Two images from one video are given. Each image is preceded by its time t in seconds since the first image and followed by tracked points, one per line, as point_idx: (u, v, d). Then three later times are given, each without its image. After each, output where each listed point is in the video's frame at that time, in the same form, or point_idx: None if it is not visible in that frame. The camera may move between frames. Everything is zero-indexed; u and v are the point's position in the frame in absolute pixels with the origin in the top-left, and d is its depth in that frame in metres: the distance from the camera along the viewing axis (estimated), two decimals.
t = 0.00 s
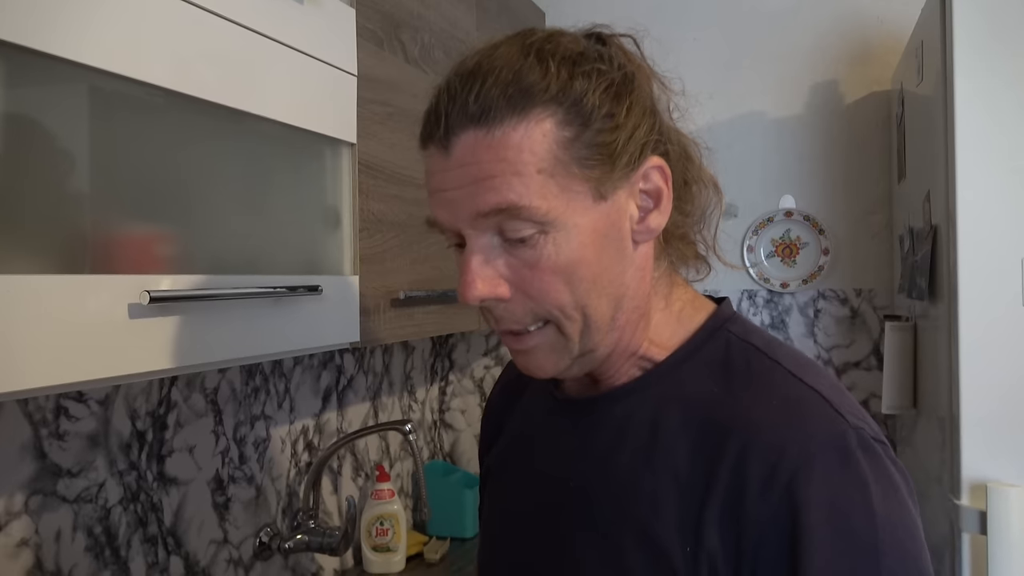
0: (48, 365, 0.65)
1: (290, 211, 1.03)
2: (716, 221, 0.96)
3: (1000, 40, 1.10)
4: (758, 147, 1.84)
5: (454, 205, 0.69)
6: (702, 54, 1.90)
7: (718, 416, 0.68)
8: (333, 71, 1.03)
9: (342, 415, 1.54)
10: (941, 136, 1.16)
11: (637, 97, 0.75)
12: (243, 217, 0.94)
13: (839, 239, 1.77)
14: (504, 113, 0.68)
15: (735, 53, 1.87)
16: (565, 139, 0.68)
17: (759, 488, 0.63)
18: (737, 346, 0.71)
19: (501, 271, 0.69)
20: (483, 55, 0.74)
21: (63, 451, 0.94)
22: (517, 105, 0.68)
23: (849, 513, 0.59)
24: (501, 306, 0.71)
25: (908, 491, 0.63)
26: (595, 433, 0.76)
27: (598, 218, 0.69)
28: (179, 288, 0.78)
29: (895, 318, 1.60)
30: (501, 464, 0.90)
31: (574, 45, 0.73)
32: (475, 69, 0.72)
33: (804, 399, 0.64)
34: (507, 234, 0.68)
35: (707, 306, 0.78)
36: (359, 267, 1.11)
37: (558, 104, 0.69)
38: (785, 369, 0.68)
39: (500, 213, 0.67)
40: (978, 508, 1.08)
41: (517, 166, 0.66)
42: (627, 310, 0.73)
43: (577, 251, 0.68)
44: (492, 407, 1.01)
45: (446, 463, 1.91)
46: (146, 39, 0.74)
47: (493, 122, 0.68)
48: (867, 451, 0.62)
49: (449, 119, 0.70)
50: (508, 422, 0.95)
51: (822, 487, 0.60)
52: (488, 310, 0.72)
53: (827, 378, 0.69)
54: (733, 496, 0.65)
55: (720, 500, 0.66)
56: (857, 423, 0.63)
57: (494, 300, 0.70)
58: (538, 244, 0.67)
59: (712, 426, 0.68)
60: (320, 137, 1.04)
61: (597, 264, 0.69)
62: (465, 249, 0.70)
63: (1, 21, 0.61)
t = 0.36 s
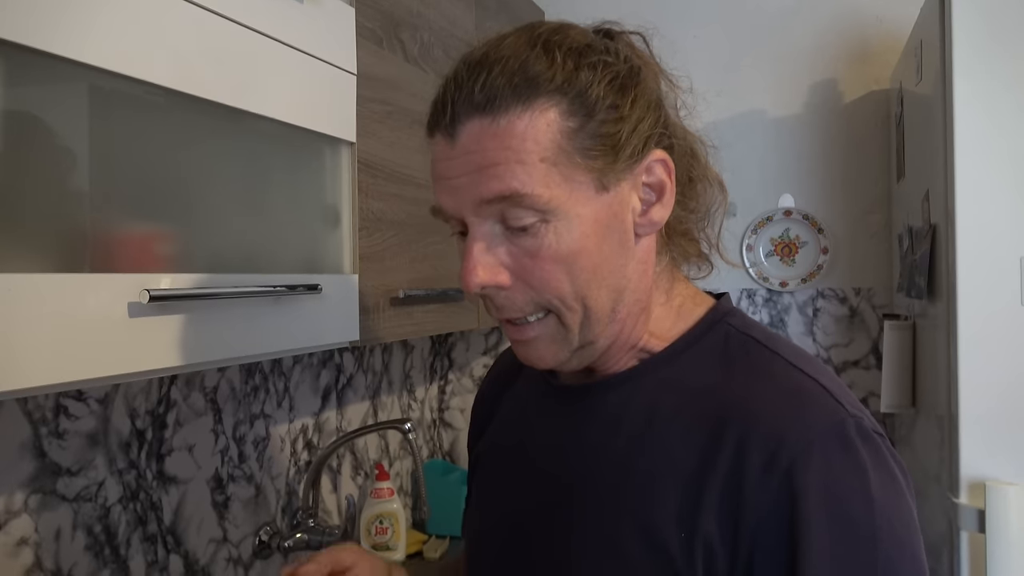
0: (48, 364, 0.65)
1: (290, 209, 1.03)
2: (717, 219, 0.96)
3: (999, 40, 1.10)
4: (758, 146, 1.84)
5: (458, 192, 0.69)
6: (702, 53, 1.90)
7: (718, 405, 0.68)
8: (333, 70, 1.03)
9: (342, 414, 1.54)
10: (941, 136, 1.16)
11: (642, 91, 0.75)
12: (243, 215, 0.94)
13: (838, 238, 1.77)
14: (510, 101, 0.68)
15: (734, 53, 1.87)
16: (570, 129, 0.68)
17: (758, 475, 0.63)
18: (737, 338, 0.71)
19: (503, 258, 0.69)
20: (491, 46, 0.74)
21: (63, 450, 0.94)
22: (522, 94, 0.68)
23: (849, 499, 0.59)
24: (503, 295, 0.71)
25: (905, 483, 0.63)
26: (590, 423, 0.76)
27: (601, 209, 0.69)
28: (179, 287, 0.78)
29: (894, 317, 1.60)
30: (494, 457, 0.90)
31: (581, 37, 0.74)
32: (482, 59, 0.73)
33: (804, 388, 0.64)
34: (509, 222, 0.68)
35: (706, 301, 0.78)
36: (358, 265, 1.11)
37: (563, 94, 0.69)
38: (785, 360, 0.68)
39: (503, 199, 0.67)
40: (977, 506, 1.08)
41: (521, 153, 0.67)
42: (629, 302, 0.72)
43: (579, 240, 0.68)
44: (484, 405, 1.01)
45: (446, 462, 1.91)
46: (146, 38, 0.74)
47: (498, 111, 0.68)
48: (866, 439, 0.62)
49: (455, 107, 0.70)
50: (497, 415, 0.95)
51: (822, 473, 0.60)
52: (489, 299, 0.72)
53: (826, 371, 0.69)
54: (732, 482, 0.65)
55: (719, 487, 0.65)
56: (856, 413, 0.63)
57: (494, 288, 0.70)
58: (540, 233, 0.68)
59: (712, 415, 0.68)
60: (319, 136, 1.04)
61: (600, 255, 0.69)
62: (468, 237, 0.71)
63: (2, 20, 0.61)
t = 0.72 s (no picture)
0: (48, 366, 0.65)
1: (289, 209, 1.03)
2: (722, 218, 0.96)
3: (1000, 40, 1.10)
4: (756, 146, 1.84)
5: (441, 190, 0.70)
6: (702, 53, 1.90)
7: (706, 401, 0.68)
8: (333, 70, 1.03)
9: (342, 414, 1.54)
10: (941, 136, 1.16)
11: (629, 90, 0.75)
12: (242, 215, 0.94)
13: (837, 238, 1.77)
14: (490, 103, 0.68)
15: (735, 52, 1.87)
16: (552, 129, 0.68)
17: (744, 469, 0.63)
18: (729, 335, 0.71)
19: (485, 256, 0.70)
20: (480, 47, 0.74)
21: (63, 451, 0.94)
22: (501, 97, 0.69)
23: (834, 494, 0.59)
24: (486, 291, 0.72)
25: (895, 481, 0.63)
26: (580, 418, 0.77)
27: (581, 208, 0.68)
28: (179, 288, 0.78)
29: (894, 317, 1.60)
30: (488, 454, 0.90)
31: (566, 39, 0.73)
32: (469, 61, 0.73)
33: (792, 383, 0.64)
34: (489, 221, 0.69)
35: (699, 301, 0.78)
36: (358, 266, 1.11)
37: (542, 96, 0.69)
38: (775, 358, 0.68)
39: (482, 199, 0.68)
40: (976, 505, 1.08)
41: (502, 153, 0.67)
42: (614, 301, 0.72)
43: (558, 240, 0.68)
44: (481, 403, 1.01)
45: (446, 462, 1.91)
46: (146, 39, 0.74)
47: (479, 112, 0.68)
48: (853, 435, 0.62)
49: (440, 108, 0.71)
50: (491, 412, 0.95)
51: (805, 467, 0.60)
52: (476, 295, 0.73)
53: (817, 368, 0.69)
54: (719, 476, 0.65)
55: (705, 482, 0.65)
56: (844, 409, 0.63)
57: (478, 285, 0.71)
58: (520, 232, 0.68)
59: (699, 410, 0.68)
60: (319, 136, 1.04)
61: (580, 253, 0.68)
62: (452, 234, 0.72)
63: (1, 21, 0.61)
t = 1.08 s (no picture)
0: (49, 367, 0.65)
1: (290, 209, 1.03)
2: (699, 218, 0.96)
3: (999, 41, 1.10)
4: (755, 146, 1.85)
5: (449, 191, 0.69)
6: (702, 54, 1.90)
7: (698, 402, 0.68)
8: (333, 71, 1.03)
9: (342, 414, 1.54)
10: (939, 136, 1.16)
11: (627, 88, 0.76)
12: (242, 216, 0.94)
13: (836, 238, 1.77)
14: (499, 101, 0.68)
15: (735, 53, 1.87)
16: (560, 125, 0.69)
17: (736, 469, 0.63)
18: (719, 335, 0.72)
19: (496, 255, 0.69)
20: (478, 47, 0.74)
21: (63, 451, 0.94)
22: (510, 94, 0.68)
23: (825, 493, 0.59)
24: (497, 292, 0.70)
25: (886, 479, 0.63)
26: (574, 418, 0.77)
27: (591, 203, 0.69)
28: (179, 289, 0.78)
29: (894, 317, 1.60)
30: (482, 455, 0.90)
31: (565, 37, 0.74)
32: (470, 60, 0.73)
33: (783, 383, 0.64)
34: (501, 220, 0.68)
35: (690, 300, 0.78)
36: (358, 266, 1.11)
37: (551, 92, 0.69)
38: (766, 357, 0.68)
39: (495, 198, 0.67)
40: (975, 505, 1.08)
41: (513, 151, 0.67)
42: (621, 296, 0.73)
43: (571, 236, 0.68)
44: (478, 405, 1.01)
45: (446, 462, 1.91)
46: (146, 40, 0.74)
47: (488, 111, 0.68)
48: (844, 434, 0.62)
49: (445, 107, 0.70)
50: (486, 412, 0.96)
51: (796, 466, 0.60)
52: (484, 297, 0.72)
53: (807, 367, 0.69)
54: (711, 476, 0.65)
55: (698, 483, 0.65)
56: (835, 407, 0.63)
57: (489, 287, 0.70)
58: (534, 229, 0.68)
59: (692, 411, 0.69)
60: (319, 137, 1.04)
61: (592, 249, 0.69)
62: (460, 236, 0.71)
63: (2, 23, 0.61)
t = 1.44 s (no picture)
0: (48, 368, 0.65)
1: (289, 210, 1.03)
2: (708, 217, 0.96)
3: (999, 41, 1.10)
4: (755, 146, 1.84)
5: (439, 200, 0.69)
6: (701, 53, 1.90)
7: (699, 404, 0.68)
8: (332, 71, 1.03)
9: (341, 414, 1.54)
10: (939, 136, 1.16)
11: (625, 94, 0.75)
12: (241, 216, 0.94)
13: (836, 237, 1.77)
14: (490, 111, 0.68)
15: (735, 53, 1.87)
16: (552, 136, 0.68)
17: (735, 471, 0.63)
18: (723, 338, 0.72)
19: (485, 265, 0.70)
20: (474, 52, 0.74)
21: (62, 453, 0.94)
22: (502, 104, 0.68)
23: (824, 498, 0.59)
24: (484, 300, 0.71)
25: (886, 486, 0.63)
26: (577, 419, 0.77)
27: (581, 215, 0.68)
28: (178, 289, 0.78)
29: (894, 317, 1.60)
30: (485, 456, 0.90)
31: (562, 43, 0.73)
32: (464, 66, 0.73)
33: (784, 387, 0.64)
34: (490, 230, 0.68)
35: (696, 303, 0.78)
36: (357, 267, 1.11)
37: (543, 102, 0.69)
38: (769, 360, 0.68)
39: (483, 209, 0.67)
40: (976, 505, 1.08)
41: (502, 162, 0.66)
42: (611, 306, 0.72)
43: (560, 247, 0.68)
44: (480, 408, 1.00)
45: (445, 462, 1.91)
46: (145, 40, 0.74)
47: (478, 120, 0.68)
48: (845, 439, 0.62)
49: (436, 114, 0.70)
50: (489, 413, 0.95)
51: (797, 470, 0.60)
52: (473, 304, 0.73)
53: (810, 371, 0.69)
54: (710, 478, 0.65)
55: (697, 486, 0.65)
56: (837, 414, 0.63)
57: (477, 294, 0.71)
58: (523, 240, 0.68)
59: (693, 413, 0.68)
60: (318, 138, 1.04)
61: (580, 261, 0.69)
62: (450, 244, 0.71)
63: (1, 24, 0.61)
